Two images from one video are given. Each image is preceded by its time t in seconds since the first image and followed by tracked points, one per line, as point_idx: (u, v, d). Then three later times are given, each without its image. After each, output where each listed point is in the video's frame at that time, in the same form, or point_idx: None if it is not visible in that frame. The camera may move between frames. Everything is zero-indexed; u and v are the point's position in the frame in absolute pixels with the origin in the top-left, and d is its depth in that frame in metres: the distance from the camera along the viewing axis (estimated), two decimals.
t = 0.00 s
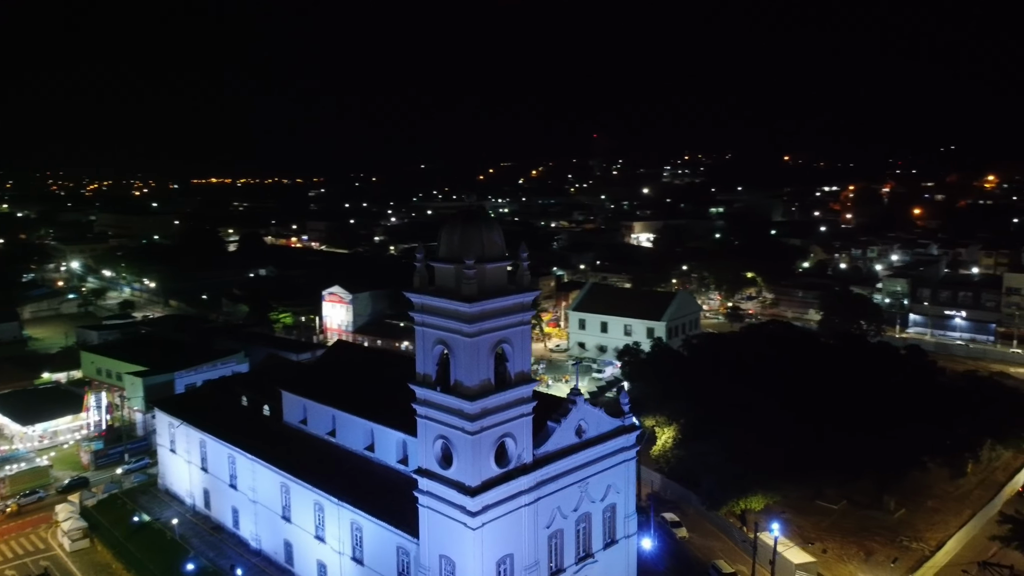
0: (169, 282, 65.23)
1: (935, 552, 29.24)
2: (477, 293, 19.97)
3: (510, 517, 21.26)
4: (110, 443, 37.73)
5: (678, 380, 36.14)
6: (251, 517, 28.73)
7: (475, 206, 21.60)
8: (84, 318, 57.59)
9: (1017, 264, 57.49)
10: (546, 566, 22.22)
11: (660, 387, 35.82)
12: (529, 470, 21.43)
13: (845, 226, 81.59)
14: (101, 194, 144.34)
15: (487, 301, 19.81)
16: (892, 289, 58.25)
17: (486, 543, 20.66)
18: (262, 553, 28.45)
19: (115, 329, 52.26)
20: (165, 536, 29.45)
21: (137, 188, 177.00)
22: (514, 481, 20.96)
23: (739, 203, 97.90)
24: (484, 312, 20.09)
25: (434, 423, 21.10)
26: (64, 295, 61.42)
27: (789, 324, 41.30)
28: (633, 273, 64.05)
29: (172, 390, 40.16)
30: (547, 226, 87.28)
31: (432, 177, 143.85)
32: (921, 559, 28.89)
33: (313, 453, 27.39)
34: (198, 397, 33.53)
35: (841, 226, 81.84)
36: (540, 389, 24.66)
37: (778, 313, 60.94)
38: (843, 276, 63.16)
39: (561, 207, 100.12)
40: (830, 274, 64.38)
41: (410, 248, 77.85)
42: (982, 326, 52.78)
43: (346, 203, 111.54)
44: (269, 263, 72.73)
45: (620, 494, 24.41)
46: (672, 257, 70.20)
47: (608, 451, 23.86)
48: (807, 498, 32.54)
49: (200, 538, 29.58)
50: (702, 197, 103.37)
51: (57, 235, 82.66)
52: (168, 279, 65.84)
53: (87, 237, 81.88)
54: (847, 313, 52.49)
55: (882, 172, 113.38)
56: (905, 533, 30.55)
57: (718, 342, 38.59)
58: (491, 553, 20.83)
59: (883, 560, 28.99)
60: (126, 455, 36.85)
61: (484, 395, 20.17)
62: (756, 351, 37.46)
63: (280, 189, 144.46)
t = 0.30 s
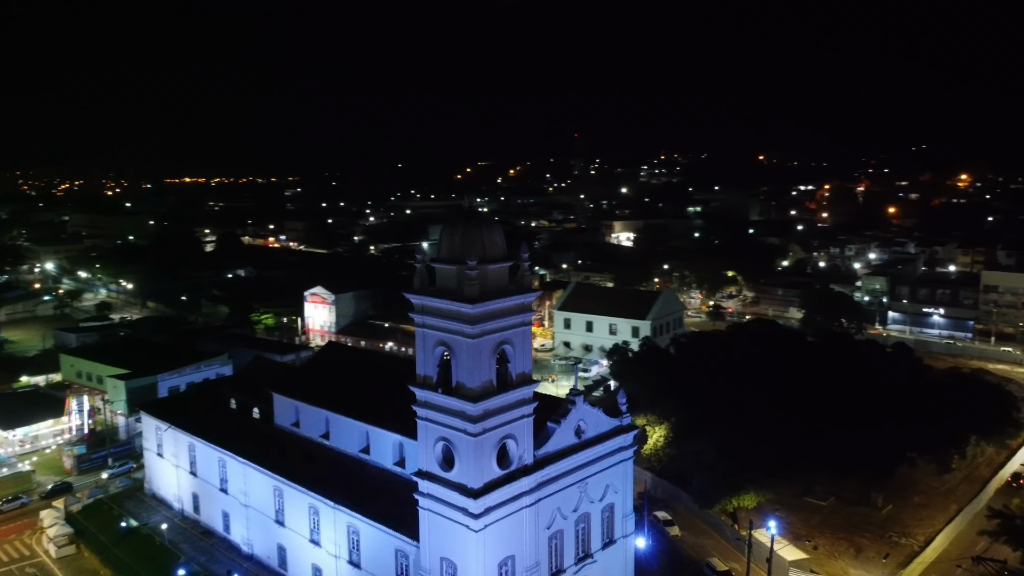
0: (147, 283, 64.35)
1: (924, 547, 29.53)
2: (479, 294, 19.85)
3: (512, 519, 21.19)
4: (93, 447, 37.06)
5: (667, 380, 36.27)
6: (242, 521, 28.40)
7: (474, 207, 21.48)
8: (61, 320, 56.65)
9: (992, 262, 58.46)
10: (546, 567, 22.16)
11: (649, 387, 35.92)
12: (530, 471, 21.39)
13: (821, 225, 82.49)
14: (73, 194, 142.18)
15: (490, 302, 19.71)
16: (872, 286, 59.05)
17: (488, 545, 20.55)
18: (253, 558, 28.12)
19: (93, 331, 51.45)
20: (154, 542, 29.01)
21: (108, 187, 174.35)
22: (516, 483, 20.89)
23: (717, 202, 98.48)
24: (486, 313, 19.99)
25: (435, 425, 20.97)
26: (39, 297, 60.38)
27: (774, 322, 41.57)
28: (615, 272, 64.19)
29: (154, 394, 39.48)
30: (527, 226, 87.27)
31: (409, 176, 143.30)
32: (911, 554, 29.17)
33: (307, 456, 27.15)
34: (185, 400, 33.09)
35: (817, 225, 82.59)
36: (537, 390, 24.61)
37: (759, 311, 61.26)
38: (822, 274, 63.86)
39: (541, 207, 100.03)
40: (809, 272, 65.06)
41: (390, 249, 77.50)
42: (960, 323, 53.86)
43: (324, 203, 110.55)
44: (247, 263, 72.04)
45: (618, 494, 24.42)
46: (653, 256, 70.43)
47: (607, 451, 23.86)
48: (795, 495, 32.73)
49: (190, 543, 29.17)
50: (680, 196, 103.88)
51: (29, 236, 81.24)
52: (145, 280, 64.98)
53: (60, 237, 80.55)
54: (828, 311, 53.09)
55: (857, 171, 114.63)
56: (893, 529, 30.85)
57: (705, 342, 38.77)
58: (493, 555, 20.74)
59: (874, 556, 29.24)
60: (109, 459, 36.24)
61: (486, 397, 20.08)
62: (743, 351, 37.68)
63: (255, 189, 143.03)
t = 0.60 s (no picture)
0: (125, 284, 63.43)
1: (913, 543, 29.88)
2: (482, 295, 19.74)
3: (514, 520, 21.12)
4: (76, 452, 36.38)
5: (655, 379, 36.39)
6: (234, 526, 28.07)
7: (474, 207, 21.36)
8: (36, 322, 55.65)
9: (968, 261, 59.45)
10: (547, 569, 22.11)
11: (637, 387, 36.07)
12: (532, 472, 21.35)
13: (797, 224, 83.36)
14: (42, 193, 139.64)
15: (493, 303, 19.60)
16: (851, 285, 60.08)
17: (490, 547, 20.45)
18: (246, 563, 27.81)
19: (71, 333, 50.63)
20: (143, 548, 28.59)
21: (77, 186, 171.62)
22: (518, 484, 20.82)
23: (694, 201, 99.06)
24: (489, 314, 19.88)
25: (436, 427, 20.85)
26: (14, 299, 59.29)
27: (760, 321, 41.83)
28: (597, 271, 64.40)
29: (137, 397, 38.94)
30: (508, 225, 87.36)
31: (385, 176, 142.74)
32: (901, 551, 29.50)
33: (300, 459, 26.90)
34: (172, 403, 32.68)
35: (794, 224, 83.43)
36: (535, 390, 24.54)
37: (740, 309, 61.59)
38: (801, 273, 64.53)
39: (520, 206, 100.23)
40: (788, 271, 65.69)
41: (370, 249, 77.22)
42: (938, 320, 54.41)
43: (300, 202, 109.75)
44: (225, 264, 71.31)
45: (616, 494, 24.46)
46: (634, 255, 70.71)
47: (605, 451, 23.86)
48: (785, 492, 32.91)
49: (180, 549, 28.77)
50: (658, 196, 104.39)
51: None
52: (122, 281, 64.05)
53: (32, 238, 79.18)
54: (809, 309, 53.74)
55: (831, 170, 116.01)
56: (882, 525, 31.24)
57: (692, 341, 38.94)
58: (495, 557, 20.64)
59: (865, 552, 29.54)
60: (92, 464, 35.64)
61: (489, 399, 19.97)
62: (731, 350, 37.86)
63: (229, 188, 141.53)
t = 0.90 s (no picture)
0: (101, 286, 62.55)
1: (902, 538, 30.16)
2: (485, 297, 19.63)
3: (516, 522, 21.01)
4: (58, 457, 35.68)
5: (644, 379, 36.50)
6: (226, 531, 27.70)
7: (474, 208, 21.24)
8: (12, 325, 54.72)
9: (944, 259, 60.39)
10: (549, 570, 22.04)
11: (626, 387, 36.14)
12: (534, 474, 21.26)
13: (774, 223, 84.15)
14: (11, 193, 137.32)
15: (496, 305, 19.51)
16: (830, 283, 60.74)
17: (493, 550, 20.31)
18: (238, 568, 27.47)
19: (48, 335, 49.82)
20: (132, 554, 28.13)
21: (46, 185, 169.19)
22: (520, 486, 20.71)
23: (672, 200, 99.61)
24: (492, 316, 19.78)
25: (437, 429, 20.68)
26: None
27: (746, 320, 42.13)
28: (580, 270, 64.60)
29: (120, 401, 38.33)
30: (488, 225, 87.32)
31: (362, 175, 142.11)
32: (891, 546, 29.76)
33: (293, 463, 26.64)
34: (159, 407, 32.24)
35: (771, 222, 84.22)
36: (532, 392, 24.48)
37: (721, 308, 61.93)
38: (780, 271, 65.17)
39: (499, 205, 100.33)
40: (767, 269, 66.30)
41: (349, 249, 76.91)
42: (916, 318, 55.23)
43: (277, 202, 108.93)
44: (202, 264, 70.50)
45: (614, 494, 24.47)
46: (616, 254, 71.02)
47: (604, 452, 23.87)
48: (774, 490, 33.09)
49: (170, 554, 28.36)
50: (636, 195, 104.85)
51: None
52: (99, 282, 63.15)
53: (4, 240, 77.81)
54: (790, 307, 54.26)
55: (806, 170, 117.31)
56: (870, 521, 31.44)
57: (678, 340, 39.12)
58: (498, 560, 20.53)
59: (856, 548, 29.75)
60: (75, 469, 34.96)
61: (492, 400, 19.85)
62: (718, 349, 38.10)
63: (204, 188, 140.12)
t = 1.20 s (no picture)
0: (75, 287, 61.52)
1: (890, 533, 30.44)
2: (487, 298, 19.52)
3: (518, 524, 20.90)
4: (37, 462, 35.01)
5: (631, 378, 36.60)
6: (215, 536, 27.31)
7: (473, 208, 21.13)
8: None
9: (918, 257, 61.40)
10: (549, 572, 21.99)
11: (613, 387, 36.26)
12: (534, 475, 21.19)
13: (749, 222, 84.92)
14: None
15: (498, 307, 19.41)
16: (808, 281, 61.33)
17: (495, 552, 20.20)
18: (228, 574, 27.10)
19: (22, 338, 48.90)
20: (119, 561, 27.65)
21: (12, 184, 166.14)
22: (521, 487, 20.63)
23: (647, 200, 100.05)
24: (493, 317, 19.68)
25: (438, 431, 20.54)
26: None
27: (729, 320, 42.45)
28: (560, 269, 64.75)
29: (99, 406, 37.71)
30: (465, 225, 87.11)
31: (335, 174, 141.22)
32: (879, 542, 30.01)
33: (285, 466, 26.35)
34: (144, 411, 31.76)
35: (746, 222, 84.97)
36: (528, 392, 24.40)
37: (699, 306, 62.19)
38: (758, 269, 65.79)
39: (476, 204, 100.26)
40: (745, 268, 66.90)
41: (326, 248, 76.40)
42: (892, 315, 55.73)
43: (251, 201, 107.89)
44: (177, 265, 69.61)
45: (611, 494, 24.50)
46: (595, 253, 71.24)
47: (601, 451, 23.88)
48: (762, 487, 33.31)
49: (157, 561, 27.91)
50: (612, 195, 105.20)
51: None
52: (72, 284, 62.10)
53: None
54: (769, 305, 54.72)
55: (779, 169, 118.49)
56: (857, 517, 31.75)
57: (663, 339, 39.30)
58: (499, 562, 20.42)
59: (844, 544, 30.02)
60: (55, 474, 34.32)
61: (494, 402, 19.73)
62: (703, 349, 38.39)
63: (175, 188, 138.45)
